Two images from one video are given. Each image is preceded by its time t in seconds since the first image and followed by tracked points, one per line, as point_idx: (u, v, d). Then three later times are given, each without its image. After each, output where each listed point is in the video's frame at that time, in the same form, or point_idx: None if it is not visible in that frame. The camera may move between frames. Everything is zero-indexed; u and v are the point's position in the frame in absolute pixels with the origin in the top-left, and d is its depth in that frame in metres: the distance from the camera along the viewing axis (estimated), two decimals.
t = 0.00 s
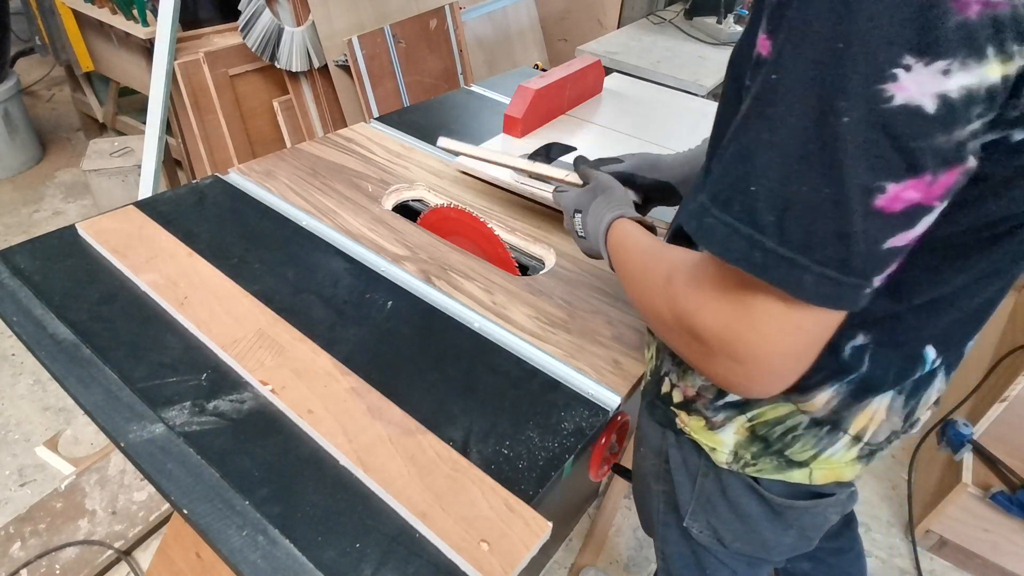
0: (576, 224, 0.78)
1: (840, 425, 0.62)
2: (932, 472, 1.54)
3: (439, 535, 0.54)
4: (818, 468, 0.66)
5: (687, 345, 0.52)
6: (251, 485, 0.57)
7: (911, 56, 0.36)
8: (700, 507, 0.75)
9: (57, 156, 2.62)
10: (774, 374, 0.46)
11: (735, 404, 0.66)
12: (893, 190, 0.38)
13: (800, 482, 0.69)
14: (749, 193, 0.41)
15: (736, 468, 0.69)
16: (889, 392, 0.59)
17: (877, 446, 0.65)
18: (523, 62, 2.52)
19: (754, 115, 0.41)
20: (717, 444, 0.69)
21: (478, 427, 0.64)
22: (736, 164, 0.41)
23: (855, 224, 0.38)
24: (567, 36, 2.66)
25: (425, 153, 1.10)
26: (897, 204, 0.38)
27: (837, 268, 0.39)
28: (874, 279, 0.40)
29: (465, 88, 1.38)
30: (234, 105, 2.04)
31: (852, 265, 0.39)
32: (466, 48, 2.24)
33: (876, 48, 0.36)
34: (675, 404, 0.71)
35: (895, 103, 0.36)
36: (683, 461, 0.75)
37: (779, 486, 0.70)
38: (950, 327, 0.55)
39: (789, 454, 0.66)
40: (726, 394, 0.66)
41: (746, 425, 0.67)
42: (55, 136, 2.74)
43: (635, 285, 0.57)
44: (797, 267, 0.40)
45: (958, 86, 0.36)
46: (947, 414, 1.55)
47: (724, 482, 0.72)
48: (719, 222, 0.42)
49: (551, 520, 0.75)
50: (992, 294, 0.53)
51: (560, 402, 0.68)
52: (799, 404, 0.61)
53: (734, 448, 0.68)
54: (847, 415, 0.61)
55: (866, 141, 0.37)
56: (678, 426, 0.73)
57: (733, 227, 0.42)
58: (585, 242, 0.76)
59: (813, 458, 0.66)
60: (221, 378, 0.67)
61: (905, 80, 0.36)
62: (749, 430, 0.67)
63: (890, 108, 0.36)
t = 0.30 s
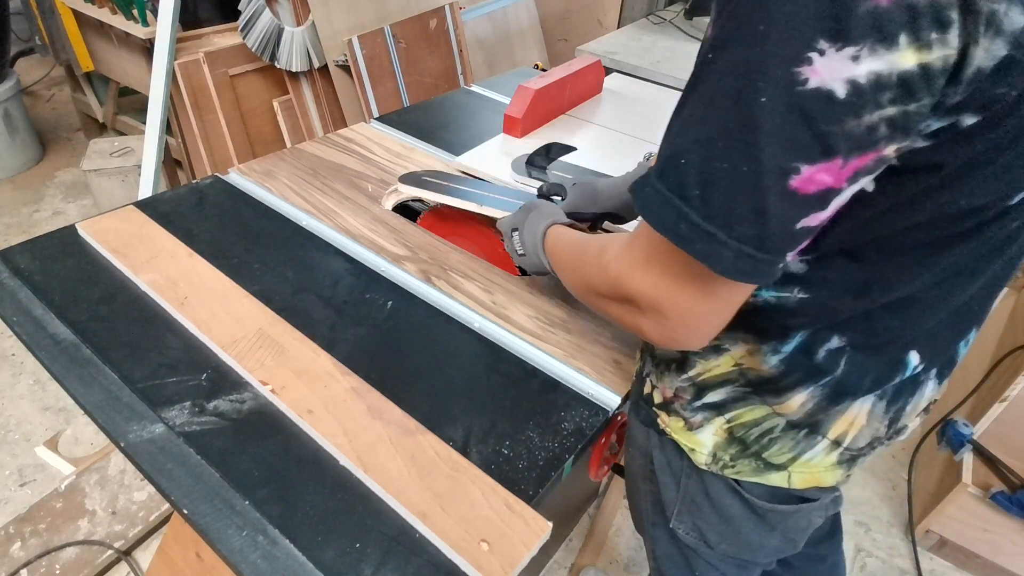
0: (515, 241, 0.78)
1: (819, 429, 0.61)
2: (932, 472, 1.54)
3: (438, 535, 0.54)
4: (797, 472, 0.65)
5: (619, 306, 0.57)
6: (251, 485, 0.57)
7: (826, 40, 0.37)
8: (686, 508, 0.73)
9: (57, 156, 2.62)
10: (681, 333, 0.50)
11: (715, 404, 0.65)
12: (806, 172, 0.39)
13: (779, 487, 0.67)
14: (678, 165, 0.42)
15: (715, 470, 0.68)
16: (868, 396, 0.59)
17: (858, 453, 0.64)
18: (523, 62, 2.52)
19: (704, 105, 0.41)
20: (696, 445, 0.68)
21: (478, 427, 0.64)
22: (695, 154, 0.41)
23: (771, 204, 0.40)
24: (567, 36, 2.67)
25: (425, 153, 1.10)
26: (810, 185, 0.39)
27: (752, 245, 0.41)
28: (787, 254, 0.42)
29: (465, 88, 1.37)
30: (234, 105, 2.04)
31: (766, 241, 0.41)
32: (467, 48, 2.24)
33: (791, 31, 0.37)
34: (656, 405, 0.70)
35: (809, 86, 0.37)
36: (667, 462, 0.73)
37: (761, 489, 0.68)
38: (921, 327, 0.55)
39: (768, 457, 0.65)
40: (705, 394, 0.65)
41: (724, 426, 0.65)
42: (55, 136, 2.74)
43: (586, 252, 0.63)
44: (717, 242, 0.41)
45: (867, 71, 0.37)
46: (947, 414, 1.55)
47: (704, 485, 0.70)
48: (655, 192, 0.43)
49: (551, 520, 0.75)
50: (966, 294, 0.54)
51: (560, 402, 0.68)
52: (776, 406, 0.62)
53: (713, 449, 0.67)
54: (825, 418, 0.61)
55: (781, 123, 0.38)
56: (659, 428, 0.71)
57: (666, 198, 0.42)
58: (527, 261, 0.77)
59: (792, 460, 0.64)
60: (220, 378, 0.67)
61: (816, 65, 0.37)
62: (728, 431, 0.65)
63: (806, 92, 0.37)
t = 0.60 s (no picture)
0: (495, 257, 0.80)
1: (799, 427, 0.61)
2: (932, 471, 1.53)
3: (438, 534, 0.54)
4: (779, 471, 0.64)
5: (590, 305, 0.59)
6: (251, 486, 0.57)
7: (751, 28, 0.37)
8: (673, 510, 0.72)
9: (57, 156, 2.62)
10: (648, 325, 0.52)
11: (695, 402, 0.64)
12: (738, 159, 0.40)
13: (761, 486, 0.66)
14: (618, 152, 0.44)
15: (697, 469, 0.66)
16: (846, 394, 0.59)
17: (839, 453, 0.64)
18: (523, 62, 2.52)
19: (656, 100, 0.41)
20: (678, 444, 0.66)
21: (478, 427, 0.64)
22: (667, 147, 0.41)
23: (707, 189, 0.41)
24: (567, 37, 2.67)
25: (425, 154, 1.10)
26: (743, 172, 0.40)
27: (691, 230, 0.42)
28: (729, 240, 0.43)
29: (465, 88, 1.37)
30: (234, 105, 2.04)
31: (705, 227, 0.42)
32: (467, 48, 2.24)
33: (717, 24, 0.38)
34: (638, 404, 0.67)
35: (737, 74, 0.38)
36: (653, 463, 0.71)
37: (744, 489, 0.67)
38: (892, 322, 0.55)
39: (749, 455, 0.64)
40: (685, 393, 0.64)
41: (705, 425, 0.64)
42: (56, 136, 2.74)
43: (557, 255, 0.66)
44: (656, 228, 0.43)
45: (791, 59, 0.37)
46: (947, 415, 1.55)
47: (691, 487, 0.69)
48: (600, 178, 0.45)
49: (552, 520, 0.75)
50: (937, 290, 0.55)
51: (560, 402, 0.68)
52: (754, 405, 0.61)
53: (694, 448, 0.65)
54: (803, 416, 0.60)
55: (716, 112, 0.39)
56: (639, 426, 0.69)
57: (608, 185, 0.44)
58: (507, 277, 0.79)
59: (773, 459, 0.63)
60: (221, 378, 0.67)
61: (744, 55, 0.38)
62: (709, 429, 0.64)
63: (736, 81, 0.38)
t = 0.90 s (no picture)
0: (518, 268, 0.79)
1: (789, 424, 0.61)
2: (932, 471, 1.53)
3: (438, 534, 0.54)
4: (771, 468, 0.63)
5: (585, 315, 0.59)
6: (251, 485, 0.57)
7: (717, 24, 0.37)
8: (667, 509, 0.71)
9: (57, 156, 2.62)
10: (645, 336, 0.51)
11: (686, 400, 0.64)
12: (716, 155, 0.40)
13: (754, 483, 0.65)
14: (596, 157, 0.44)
15: (690, 466, 0.66)
16: (835, 389, 0.59)
17: (831, 450, 0.64)
18: (523, 62, 2.53)
19: (634, 97, 0.41)
20: (670, 441, 0.66)
21: (478, 427, 0.64)
22: (652, 143, 0.41)
23: (687, 186, 0.41)
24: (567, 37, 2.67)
25: (425, 154, 1.10)
26: (721, 168, 0.40)
27: (674, 231, 0.42)
28: (718, 242, 0.42)
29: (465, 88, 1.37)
30: (234, 105, 2.04)
31: (688, 228, 0.42)
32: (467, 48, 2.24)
33: (683, 23, 0.38)
34: (631, 404, 0.67)
35: (707, 70, 0.38)
36: (647, 462, 0.71)
37: (737, 486, 0.66)
38: (879, 317, 0.56)
39: (740, 452, 0.63)
40: (676, 390, 0.64)
41: (696, 422, 0.64)
42: (55, 136, 2.74)
43: (560, 265, 0.66)
44: (640, 230, 0.43)
45: (759, 52, 0.37)
46: (947, 415, 1.55)
47: (685, 487, 0.68)
48: (579, 185, 0.45)
49: (551, 520, 0.75)
50: (919, 284, 0.55)
51: (560, 402, 0.68)
52: (743, 401, 0.61)
53: (687, 445, 0.65)
54: (793, 412, 0.60)
55: (689, 109, 0.39)
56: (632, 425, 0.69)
57: (588, 190, 0.45)
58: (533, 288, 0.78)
59: (764, 456, 0.63)
60: (221, 378, 0.67)
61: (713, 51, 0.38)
62: (701, 426, 0.64)
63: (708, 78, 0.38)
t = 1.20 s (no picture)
0: (502, 254, 0.81)
1: (784, 423, 0.61)
2: (932, 471, 1.53)
3: (438, 534, 0.54)
4: (766, 468, 0.64)
5: (564, 306, 0.58)
6: (251, 485, 0.57)
7: (680, 17, 0.38)
8: (664, 508, 0.71)
9: (57, 156, 2.62)
10: (627, 330, 0.51)
11: (681, 398, 0.64)
12: (683, 145, 0.40)
13: (749, 483, 0.65)
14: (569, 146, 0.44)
15: (686, 465, 0.66)
16: (829, 389, 0.59)
17: (827, 450, 0.64)
18: (523, 62, 2.53)
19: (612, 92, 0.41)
20: (666, 441, 0.66)
21: (478, 427, 0.64)
22: (626, 135, 0.41)
23: (656, 175, 0.41)
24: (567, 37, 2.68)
25: (426, 154, 1.10)
26: (689, 158, 0.40)
27: (645, 218, 0.43)
28: (692, 232, 0.43)
29: (465, 88, 1.37)
30: (234, 105, 2.04)
31: (658, 216, 0.42)
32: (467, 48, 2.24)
33: (650, 15, 0.39)
34: (627, 403, 0.67)
35: (672, 61, 0.38)
36: (643, 461, 0.71)
37: (733, 486, 0.66)
38: (868, 313, 0.55)
39: (735, 452, 0.63)
40: (671, 388, 0.64)
41: (691, 422, 0.64)
42: (55, 136, 2.74)
43: (545, 256, 0.65)
44: (612, 217, 0.43)
45: (721, 43, 0.37)
46: (947, 415, 1.55)
47: (681, 485, 0.69)
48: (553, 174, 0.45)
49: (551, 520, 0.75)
50: (911, 278, 0.55)
51: (560, 402, 0.68)
52: (737, 401, 0.61)
53: (683, 444, 0.65)
54: (788, 412, 0.60)
55: (655, 98, 0.39)
56: (627, 424, 0.69)
57: (562, 179, 0.45)
58: (517, 275, 0.80)
59: (759, 456, 0.63)
60: (221, 378, 0.67)
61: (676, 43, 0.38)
62: (695, 426, 0.64)
63: (671, 69, 0.38)
